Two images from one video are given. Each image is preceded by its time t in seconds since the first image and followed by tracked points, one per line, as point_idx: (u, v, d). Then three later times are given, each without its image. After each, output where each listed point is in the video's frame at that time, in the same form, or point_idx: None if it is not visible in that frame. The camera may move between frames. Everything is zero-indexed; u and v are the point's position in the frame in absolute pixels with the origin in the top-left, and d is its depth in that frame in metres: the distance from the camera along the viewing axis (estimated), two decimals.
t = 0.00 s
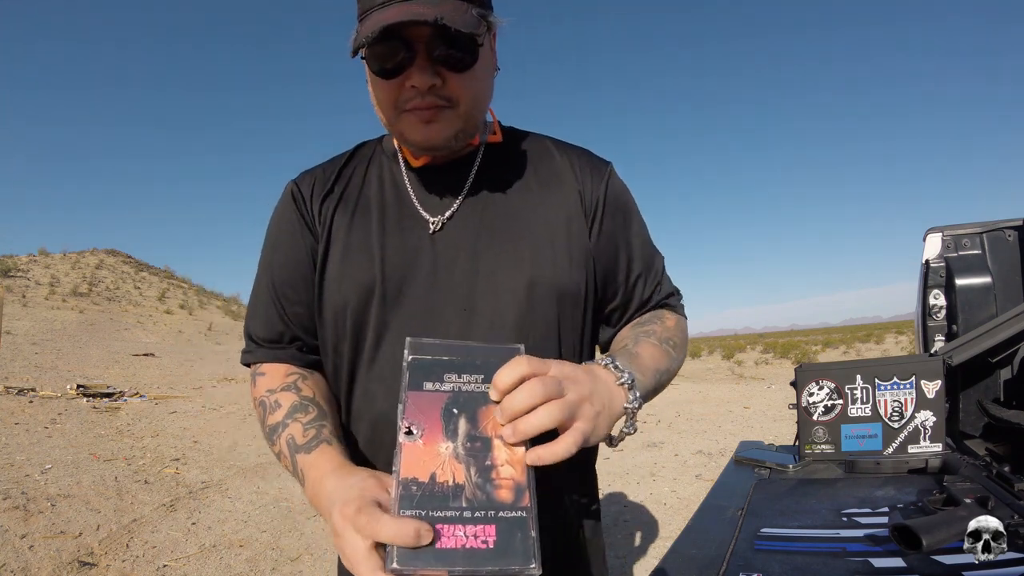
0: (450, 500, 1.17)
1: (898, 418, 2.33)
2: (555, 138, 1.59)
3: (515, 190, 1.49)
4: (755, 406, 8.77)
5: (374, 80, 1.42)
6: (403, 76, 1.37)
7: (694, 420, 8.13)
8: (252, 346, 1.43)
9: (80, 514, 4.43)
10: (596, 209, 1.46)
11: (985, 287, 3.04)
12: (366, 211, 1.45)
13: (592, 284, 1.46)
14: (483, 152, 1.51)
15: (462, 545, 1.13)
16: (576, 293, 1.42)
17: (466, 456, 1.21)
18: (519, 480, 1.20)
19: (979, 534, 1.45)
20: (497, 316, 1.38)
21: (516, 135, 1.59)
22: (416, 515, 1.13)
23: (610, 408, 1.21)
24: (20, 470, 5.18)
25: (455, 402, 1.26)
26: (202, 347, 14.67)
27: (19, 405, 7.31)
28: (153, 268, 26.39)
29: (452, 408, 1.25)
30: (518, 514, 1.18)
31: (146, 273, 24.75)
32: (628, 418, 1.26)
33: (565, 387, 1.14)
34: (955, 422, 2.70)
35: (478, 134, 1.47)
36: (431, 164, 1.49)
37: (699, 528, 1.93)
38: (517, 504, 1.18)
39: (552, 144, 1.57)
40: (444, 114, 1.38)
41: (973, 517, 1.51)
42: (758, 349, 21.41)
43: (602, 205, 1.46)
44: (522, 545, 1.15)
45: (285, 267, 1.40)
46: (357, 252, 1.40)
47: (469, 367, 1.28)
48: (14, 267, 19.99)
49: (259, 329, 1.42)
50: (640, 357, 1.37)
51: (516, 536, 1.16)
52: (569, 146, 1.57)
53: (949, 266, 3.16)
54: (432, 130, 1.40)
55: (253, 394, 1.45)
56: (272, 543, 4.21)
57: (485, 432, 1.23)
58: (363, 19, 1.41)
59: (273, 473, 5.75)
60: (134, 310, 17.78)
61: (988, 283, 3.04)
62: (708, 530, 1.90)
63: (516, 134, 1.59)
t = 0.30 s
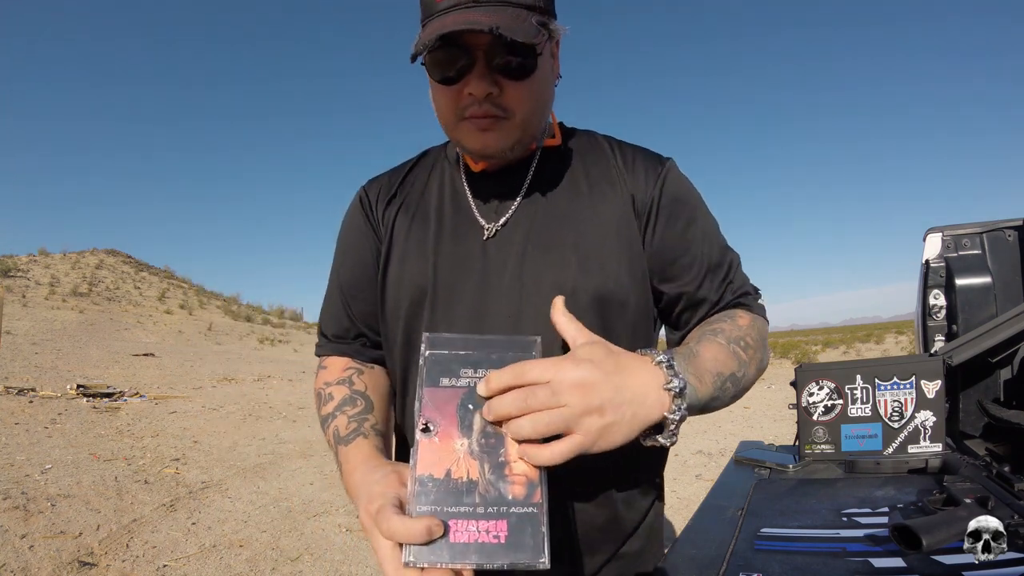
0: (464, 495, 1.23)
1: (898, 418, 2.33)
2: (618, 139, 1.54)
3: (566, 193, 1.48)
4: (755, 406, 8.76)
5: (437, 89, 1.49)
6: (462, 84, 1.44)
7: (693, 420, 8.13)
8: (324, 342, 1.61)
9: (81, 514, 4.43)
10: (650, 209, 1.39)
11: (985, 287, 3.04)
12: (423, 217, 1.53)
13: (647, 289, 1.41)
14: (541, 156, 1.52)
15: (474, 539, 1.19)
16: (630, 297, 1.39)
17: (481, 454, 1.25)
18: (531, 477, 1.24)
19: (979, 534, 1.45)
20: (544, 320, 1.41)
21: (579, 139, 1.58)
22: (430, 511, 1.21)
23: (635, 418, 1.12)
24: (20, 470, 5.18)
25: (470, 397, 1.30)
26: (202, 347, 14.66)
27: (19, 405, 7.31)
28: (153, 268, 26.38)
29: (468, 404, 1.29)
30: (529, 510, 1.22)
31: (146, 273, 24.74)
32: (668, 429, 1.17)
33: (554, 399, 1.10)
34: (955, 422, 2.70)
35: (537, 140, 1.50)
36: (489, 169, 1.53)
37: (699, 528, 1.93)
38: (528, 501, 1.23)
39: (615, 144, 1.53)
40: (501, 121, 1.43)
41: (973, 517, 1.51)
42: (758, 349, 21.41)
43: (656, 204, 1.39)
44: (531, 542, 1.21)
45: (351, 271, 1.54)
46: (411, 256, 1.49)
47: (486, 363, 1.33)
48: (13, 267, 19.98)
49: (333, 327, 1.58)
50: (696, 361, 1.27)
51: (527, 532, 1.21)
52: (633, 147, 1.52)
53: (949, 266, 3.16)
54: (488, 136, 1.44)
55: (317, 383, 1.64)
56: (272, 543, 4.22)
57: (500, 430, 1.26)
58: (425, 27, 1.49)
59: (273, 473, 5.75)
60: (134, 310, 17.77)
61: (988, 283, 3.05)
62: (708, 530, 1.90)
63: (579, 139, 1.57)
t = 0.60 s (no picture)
0: (482, 488, 1.26)
1: (898, 418, 2.33)
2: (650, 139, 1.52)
3: (591, 194, 1.48)
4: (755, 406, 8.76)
5: (467, 93, 1.51)
6: (491, 89, 1.46)
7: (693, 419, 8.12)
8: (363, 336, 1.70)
9: (80, 514, 4.43)
10: (671, 209, 1.36)
11: (985, 287, 3.05)
12: (454, 217, 1.59)
13: (666, 291, 1.37)
14: (570, 158, 1.53)
15: (492, 531, 1.23)
16: (648, 298, 1.37)
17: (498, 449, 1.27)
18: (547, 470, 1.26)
19: (979, 534, 1.45)
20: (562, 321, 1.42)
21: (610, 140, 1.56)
22: (451, 503, 1.25)
23: (626, 435, 1.10)
24: (20, 470, 5.18)
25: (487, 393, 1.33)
26: (202, 347, 14.65)
27: (19, 405, 7.31)
28: (153, 268, 26.38)
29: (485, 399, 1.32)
30: (545, 503, 1.25)
31: (146, 273, 24.73)
32: (663, 445, 1.15)
33: (535, 424, 1.11)
34: (955, 422, 2.70)
35: (568, 142, 1.51)
36: (521, 172, 1.56)
37: (700, 527, 1.92)
38: (544, 495, 1.25)
39: (645, 144, 1.50)
40: (531, 125, 1.44)
41: (973, 517, 1.51)
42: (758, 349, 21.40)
43: (676, 205, 1.35)
44: (546, 532, 1.24)
45: (388, 268, 1.63)
46: (442, 254, 1.55)
47: (503, 358, 1.35)
48: (14, 267, 19.99)
49: (371, 322, 1.66)
50: (699, 376, 1.22)
51: (543, 523, 1.25)
52: (664, 146, 1.48)
53: (949, 265, 3.16)
54: (518, 140, 1.46)
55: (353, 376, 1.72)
56: (272, 543, 4.22)
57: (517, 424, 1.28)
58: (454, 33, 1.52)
59: (273, 473, 5.75)
60: (134, 310, 17.76)
61: (988, 283, 3.05)
62: (709, 529, 1.90)
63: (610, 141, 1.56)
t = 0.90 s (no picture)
0: (483, 483, 1.27)
1: (898, 418, 2.33)
2: (654, 144, 1.51)
3: (590, 197, 1.48)
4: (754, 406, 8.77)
5: (468, 95, 1.51)
6: (492, 91, 1.46)
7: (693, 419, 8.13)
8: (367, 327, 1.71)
9: (80, 514, 4.43)
10: (672, 216, 1.35)
11: (985, 287, 3.05)
12: (457, 214, 1.59)
13: (664, 298, 1.37)
14: (574, 159, 1.53)
15: (491, 526, 1.24)
16: (646, 304, 1.36)
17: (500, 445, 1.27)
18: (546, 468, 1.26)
19: (979, 534, 1.45)
20: (557, 324, 1.42)
21: (613, 143, 1.56)
22: (450, 497, 1.26)
23: (612, 446, 1.10)
24: (20, 470, 5.18)
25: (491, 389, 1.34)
26: (202, 347, 14.65)
27: (19, 405, 7.31)
28: (153, 268, 26.39)
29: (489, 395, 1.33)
30: (543, 501, 1.25)
31: (146, 273, 24.72)
32: (652, 454, 1.14)
33: (522, 429, 1.12)
34: (955, 422, 2.70)
35: (571, 143, 1.50)
36: (524, 173, 1.55)
37: (700, 527, 1.92)
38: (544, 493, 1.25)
39: (649, 149, 1.49)
40: (531, 127, 1.44)
41: (973, 517, 1.51)
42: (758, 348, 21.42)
43: (678, 212, 1.35)
44: (543, 530, 1.24)
45: (393, 262, 1.64)
46: (443, 251, 1.55)
47: (508, 357, 1.35)
48: (13, 267, 19.99)
49: (375, 314, 1.67)
50: (692, 387, 1.22)
51: (540, 520, 1.25)
52: (668, 152, 1.47)
53: (949, 265, 3.16)
54: (519, 141, 1.46)
55: (355, 366, 1.72)
56: (272, 543, 4.22)
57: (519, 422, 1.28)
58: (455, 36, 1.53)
59: (273, 473, 5.75)
60: (134, 310, 17.76)
61: (988, 283, 3.05)
62: (709, 529, 1.90)
63: (611, 144, 1.55)
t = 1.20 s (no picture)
0: (485, 488, 1.27)
1: (898, 418, 2.33)
2: (657, 143, 1.51)
3: (591, 197, 1.48)
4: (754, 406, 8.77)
5: (468, 95, 1.51)
6: (491, 90, 1.46)
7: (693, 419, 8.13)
8: (370, 326, 1.71)
9: (80, 514, 4.42)
10: (674, 218, 1.35)
11: (985, 287, 3.05)
12: (458, 214, 1.59)
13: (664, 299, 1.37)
14: (574, 158, 1.53)
15: (492, 532, 1.24)
16: (649, 305, 1.37)
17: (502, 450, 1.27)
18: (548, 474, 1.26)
19: (979, 534, 1.44)
20: (557, 325, 1.42)
21: (615, 142, 1.55)
22: (453, 503, 1.26)
23: (616, 453, 1.09)
24: (20, 470, 5.18)
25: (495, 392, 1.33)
26: (202, 347, 14.65)
27: (19, 405, 7.31)
28: (153, 268, 26.39)
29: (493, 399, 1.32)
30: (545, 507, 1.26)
31: (146, 273, 24.73)
32: (657, 461, 1.13)
33: (525, 436, 1.12)
34: (955, 422, 2.70)
35: (572, 143, 1.50)
36: (524, 173, 1.55)
37: (700, 527, 1.92)
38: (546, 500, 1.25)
39: (652, 149, 1.49)
40: (531, 126, 1.44)
41: (973, 517, 1.51)
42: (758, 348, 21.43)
43: (680, 213, 1.35)
44: (545, 536, 1.24)
45: (396, 262, 1.64)
46: (444, 251, 1.56)
47: (512, 360, 1.34)
48: (13, 267, 20.00)
49: (377, 312, 1.68)
50: (698, 392, 1.21)
51: (542, 526, 1.25)
52: (670, 152, 1.47)
53: (949, 265, 3.16)
54: (519, 141, 1.46)
55: (358, 366, 1.72)
56: (272, 543, 4.22)
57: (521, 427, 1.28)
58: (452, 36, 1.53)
59: (273, 473, 5.75)
60: (134, 309, 17.77)
61: (988, 283, 3.05)
62: (709, 529, 1.90)
63: (613, 143, 1.55)
